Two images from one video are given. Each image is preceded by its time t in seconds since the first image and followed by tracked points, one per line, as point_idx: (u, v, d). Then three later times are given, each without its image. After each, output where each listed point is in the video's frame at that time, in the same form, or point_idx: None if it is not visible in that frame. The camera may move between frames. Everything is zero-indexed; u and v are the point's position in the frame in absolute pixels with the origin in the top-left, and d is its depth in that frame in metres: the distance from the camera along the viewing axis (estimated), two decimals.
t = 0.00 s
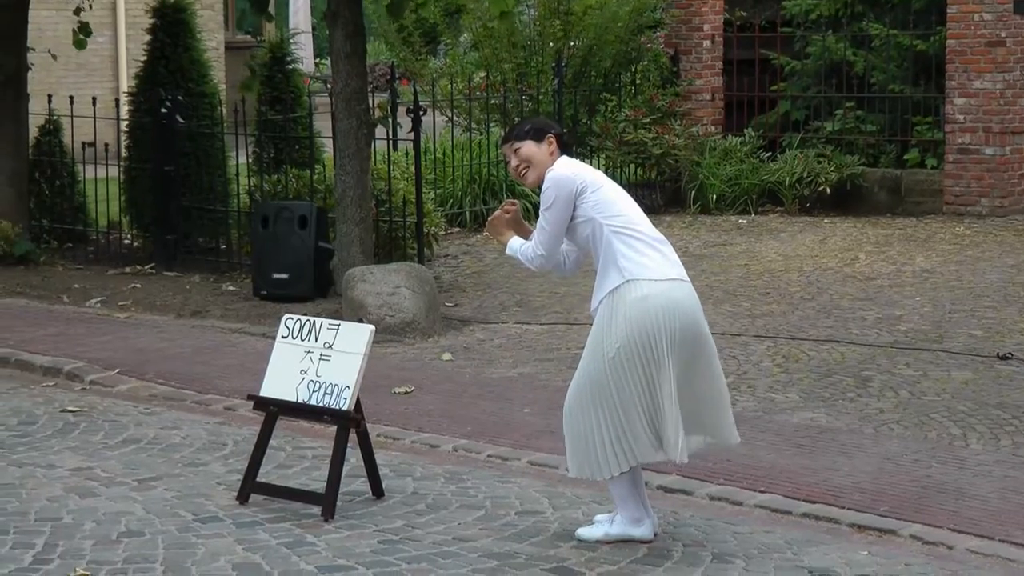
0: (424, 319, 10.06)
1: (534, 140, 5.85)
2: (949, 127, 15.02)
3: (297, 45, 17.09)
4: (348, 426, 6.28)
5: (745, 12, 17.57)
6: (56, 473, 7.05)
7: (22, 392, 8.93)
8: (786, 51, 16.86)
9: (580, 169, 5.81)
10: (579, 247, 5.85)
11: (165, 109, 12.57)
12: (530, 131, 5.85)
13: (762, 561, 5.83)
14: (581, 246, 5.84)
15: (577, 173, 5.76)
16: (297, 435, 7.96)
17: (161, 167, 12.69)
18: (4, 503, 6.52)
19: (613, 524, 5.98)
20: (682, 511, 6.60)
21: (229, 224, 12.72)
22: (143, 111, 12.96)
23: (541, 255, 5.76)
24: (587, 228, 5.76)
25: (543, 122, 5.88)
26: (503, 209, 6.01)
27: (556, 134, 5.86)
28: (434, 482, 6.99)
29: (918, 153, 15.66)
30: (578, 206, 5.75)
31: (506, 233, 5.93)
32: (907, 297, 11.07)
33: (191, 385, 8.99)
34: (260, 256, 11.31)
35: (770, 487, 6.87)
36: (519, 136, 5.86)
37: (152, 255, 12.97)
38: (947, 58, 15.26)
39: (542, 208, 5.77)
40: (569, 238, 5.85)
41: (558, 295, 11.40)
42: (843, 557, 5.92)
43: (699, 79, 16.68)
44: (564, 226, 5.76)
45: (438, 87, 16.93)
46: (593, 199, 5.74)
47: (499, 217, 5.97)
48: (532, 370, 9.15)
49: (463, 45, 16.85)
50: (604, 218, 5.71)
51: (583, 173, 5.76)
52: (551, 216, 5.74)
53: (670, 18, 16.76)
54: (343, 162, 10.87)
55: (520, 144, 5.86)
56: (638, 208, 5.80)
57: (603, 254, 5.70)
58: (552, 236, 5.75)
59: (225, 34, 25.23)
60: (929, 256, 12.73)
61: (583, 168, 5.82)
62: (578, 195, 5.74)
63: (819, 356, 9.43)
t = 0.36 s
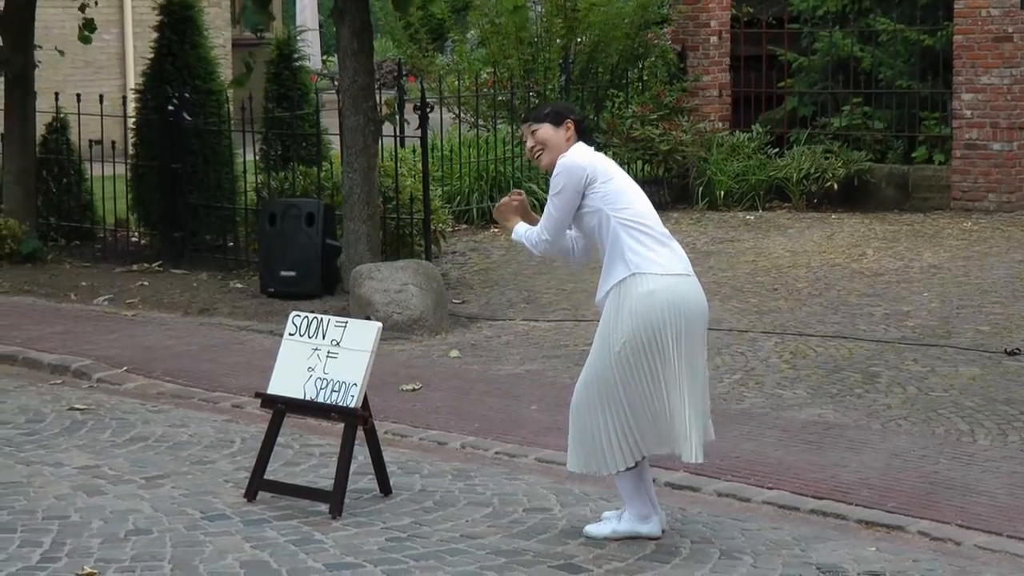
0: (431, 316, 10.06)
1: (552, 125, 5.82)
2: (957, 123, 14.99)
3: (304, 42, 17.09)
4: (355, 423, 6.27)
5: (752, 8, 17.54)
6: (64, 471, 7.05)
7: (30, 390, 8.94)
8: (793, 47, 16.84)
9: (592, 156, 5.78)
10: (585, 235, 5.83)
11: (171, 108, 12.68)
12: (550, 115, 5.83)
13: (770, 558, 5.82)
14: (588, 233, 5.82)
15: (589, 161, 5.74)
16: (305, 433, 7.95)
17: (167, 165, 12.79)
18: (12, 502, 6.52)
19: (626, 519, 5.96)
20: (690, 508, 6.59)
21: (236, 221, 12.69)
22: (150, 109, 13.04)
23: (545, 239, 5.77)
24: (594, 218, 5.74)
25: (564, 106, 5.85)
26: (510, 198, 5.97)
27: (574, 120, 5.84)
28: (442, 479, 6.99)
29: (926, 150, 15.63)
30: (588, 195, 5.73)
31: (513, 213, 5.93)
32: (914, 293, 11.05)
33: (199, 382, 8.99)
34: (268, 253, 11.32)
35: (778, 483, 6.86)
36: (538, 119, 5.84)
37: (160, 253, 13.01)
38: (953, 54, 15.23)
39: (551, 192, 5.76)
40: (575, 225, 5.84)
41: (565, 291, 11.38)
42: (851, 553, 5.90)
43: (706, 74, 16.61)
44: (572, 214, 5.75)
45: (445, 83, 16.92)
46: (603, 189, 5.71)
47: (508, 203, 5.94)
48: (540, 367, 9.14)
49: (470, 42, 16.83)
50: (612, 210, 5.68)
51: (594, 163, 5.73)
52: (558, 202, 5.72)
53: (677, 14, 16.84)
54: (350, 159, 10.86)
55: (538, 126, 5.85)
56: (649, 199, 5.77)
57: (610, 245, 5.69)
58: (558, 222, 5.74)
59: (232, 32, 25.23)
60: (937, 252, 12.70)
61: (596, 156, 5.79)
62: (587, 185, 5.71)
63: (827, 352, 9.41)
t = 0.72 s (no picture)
0: (433, 316, 10.05)
1: (551, 131, 5.82)
2: (958, 122, 14.98)
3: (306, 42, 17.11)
4: (357, 424, 6.27)
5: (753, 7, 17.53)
6: (66, 472, 7.05)
7: (32, 391, 8.94)
8: (794, 46, 16.84)
9: (594, 158, 5.78)
10: (590, 236, 5.85)
11: (173, 109, 12.66)
12: (549, 121, 5.81)
13: (772, 557, 5.81)
14: (593, 235, 5.83)
15: (592, 163, 5.74)
16: (307, 434, 7.95)
17: (168, 166, 12.82)
18: (14, 503, 6.53)
19: (632, 518, 5.94)
20: (691, 508, 6.59)
21: (236, 222, 12.67)
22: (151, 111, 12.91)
23: (550, 243, 5.78)
24: (598, 219, 5.75)
25: (560, 111, 5.85)
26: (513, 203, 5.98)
27: (573, 124, 5.84)
28: (444, 480, 6.99)
29: (927, 148, 15.64)
30: (591, 197, 5.73)
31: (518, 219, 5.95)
32: (915, 292, 11.04)
33: (201, 383, 8.99)
34: (269, 254, 11.32)
35: (781, 483, 6.85)
36: (538, 127, 5.81)
37: (161, 254, 13.03)
38: (954, 53, 15.22)
39: (554, 195, 5.78)
40: (580, 227, 5.86)
41: (566, 291, 11.38)
42: (853, 553, 5.90)
43: (707, 74, 16.59)
44: (575, 216, 5.76)
45: (446, 83, 16.93)
46: (606, 190, 5.71)
47: (515, 208, 5.96)
48: (541, 367, 9.14)
49: (471, 42, 16.84)
50: (615, 211, 5.68)
51: (598, 165, 5.74)
52: (562, 205, 5.73)
53: (678, 14, 16.79)
54: (352, 160, 10.85)
55: (537, 133, 5.83)
56: (653, 200, 5.77)
57: (615, 246, 5.69)
58: (563, 225, 5.75)
59: (233, 32, 25.24)
60: (938, 251, 12.69)
61: (599, 157, 5.80)
62: (591, 186, 5.72)
63: (828, 351, 9.40)
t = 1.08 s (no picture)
0: (434, 316, 10.05)
1: (555, 132, 5.82)
2: (960, 122, 14.97)
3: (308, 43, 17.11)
4: (359, 424, 6.27)
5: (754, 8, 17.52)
6: (68, 473, 7.05)
7: (34, 392, 8.94)
8: (796, 47, 16.84)
9: (600, 160, 5.78)
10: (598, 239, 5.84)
11: (174, 109, 12.66)
12: (550, 123, 5.82)
13: (774, 558, 5.81)
14: (600, 237, 5.82)
15: (598, 165, 5.74)
16: (309, 435, 7.96)
17: (170, 167, 12.81)
18: (17, 504, 6.53)
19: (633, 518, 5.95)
20: (694, 508, 6.59)
21: (239, 221, 12.71)
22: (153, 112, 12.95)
23: (559, 246, 5.75)
24: (605, 221, 5.74)
25: (563, 112, 5.85)
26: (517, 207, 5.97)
27: (576, 126, 5.84)
28: (446, 480, 6.99)
29: (929, 148, 15.65)
30: (599, 199, 5.73)
31: (525, 224, 5.94)
32: (917, 292, 11.04)
33: (202, 384, 8.99)
34: (271, 254, 11.33)
35: (782, 483, 6.85)
36: (540, 128, 5.83)
37: (163, 254, 13.03)
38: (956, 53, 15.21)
39: (562, 199, 5.76)
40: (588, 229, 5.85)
41: (568, 292, 11.39)
42: (856, 553, 5.90)
43: (708, 74, 16.55)
44: (583, 219, 5.74)
45: (448, 84, 16.93)
46: (613, 191, 5.70)
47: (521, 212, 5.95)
48: (543, 368, 9.14)
49: (473, 43, 16.85)
50: (623, 212, 5.68)
51: (604, 167, 5.73)
52: (569, 208, 5.72)
53: (679, 14, 16.73)
54: (353, 160, 10.86)
55: (541, 135, 5.84)
56: (659, 200, 5.77)
57: (623, 248, 5.69)
58: (571, 228, 5.74)
59: (235, 33, 25.23)
60: (940, 251, 12.69)
61: (604, 159, 5.79)
62: (598, 188, 5.71)
63: (830, 352, 9.40)
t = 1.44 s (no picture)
0: (438, 316, 10.05)
1: (574, 120, 5.74)
2: (963, 122, 14.96)
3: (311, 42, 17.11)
4: (362, 424, 6.27)
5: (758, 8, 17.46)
6: (71, 473, 7.05)
7: (37, 391, 8.95)
8: (800, 47, 16.85)
9: (625, 150, 5.77)
10: (623, 230, 5.79)
11: (178, 109, 12.67)
12: (571, 111, 5.73)
13: (777, 558, 5.81)
14: (625, 228, 5.78)
15: (629, 154, 5.72)
16: (312, 435, 7.95)
17: (173, 167, 12.79)
18: (20, 503, 6.53)
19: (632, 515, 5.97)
20: (697, 509, 6.58)
21: (242, 221, 12.72)
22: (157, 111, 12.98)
23: (595, 236, 5.67)
24: (638, 210, 5.72)
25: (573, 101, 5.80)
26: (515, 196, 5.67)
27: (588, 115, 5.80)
28: (450, 480, 6.99)
29: (933, 148, 15.66)
30: (632, 188, 5.71)
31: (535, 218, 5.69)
32: (921, 293, 11.04)
33: (206, 384, 8.99)
34: (275, 254, 11.33)
35: (786, 483, 6.85)
36: (561, 115, 5.72)
37: (166, 254, 13.02)
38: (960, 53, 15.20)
39: (595, 188, 5.68)
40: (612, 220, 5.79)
41: (571, 292, 11.39)
42: (859, 554, 5.89)
43: (712, 75, 16.55)
44: (618, 208, 5.70)
45: (452, 84, 16.94)
46: (647, 181, 5.72)
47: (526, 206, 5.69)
48: (547, 368, 9.14)
49: (477, 42, 16.87)
50: (660, 201, 5.70)
51: (635, 156, 5.73)
52: (607, 197, 5.65)
53: (683, 14, 16.70)
54: (357, 160, 10.86)
55: (559, 123, 5.73)
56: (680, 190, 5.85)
57: (659, 237, 5.70)
58: (609, 216, 5.67)
59: (238, 33, 25.23)
60: (944, 252, 12.68)
61: (627, 149, 5.79)
62: (633, 177, 5.70)
63: (833, 352, 9.40)
